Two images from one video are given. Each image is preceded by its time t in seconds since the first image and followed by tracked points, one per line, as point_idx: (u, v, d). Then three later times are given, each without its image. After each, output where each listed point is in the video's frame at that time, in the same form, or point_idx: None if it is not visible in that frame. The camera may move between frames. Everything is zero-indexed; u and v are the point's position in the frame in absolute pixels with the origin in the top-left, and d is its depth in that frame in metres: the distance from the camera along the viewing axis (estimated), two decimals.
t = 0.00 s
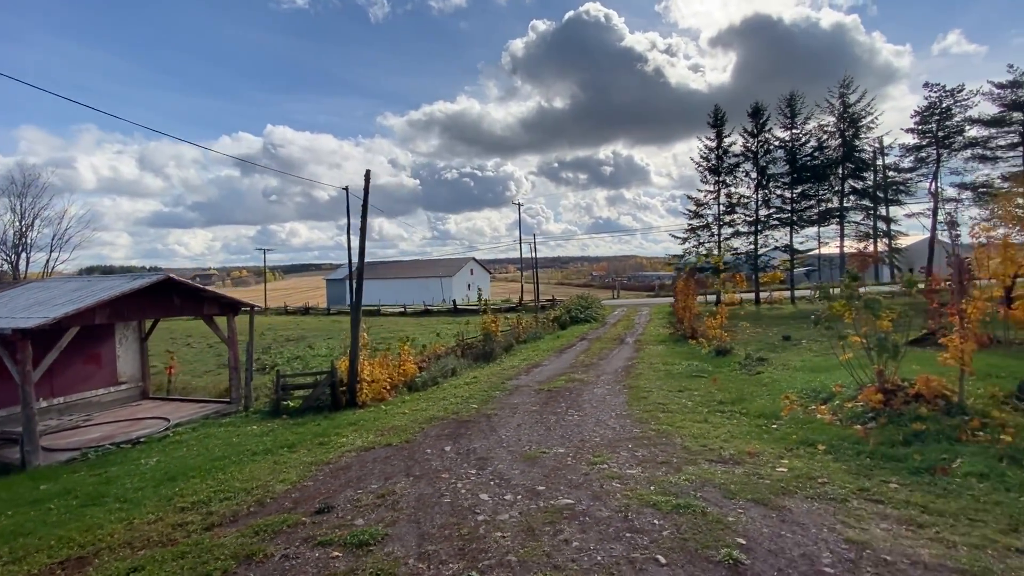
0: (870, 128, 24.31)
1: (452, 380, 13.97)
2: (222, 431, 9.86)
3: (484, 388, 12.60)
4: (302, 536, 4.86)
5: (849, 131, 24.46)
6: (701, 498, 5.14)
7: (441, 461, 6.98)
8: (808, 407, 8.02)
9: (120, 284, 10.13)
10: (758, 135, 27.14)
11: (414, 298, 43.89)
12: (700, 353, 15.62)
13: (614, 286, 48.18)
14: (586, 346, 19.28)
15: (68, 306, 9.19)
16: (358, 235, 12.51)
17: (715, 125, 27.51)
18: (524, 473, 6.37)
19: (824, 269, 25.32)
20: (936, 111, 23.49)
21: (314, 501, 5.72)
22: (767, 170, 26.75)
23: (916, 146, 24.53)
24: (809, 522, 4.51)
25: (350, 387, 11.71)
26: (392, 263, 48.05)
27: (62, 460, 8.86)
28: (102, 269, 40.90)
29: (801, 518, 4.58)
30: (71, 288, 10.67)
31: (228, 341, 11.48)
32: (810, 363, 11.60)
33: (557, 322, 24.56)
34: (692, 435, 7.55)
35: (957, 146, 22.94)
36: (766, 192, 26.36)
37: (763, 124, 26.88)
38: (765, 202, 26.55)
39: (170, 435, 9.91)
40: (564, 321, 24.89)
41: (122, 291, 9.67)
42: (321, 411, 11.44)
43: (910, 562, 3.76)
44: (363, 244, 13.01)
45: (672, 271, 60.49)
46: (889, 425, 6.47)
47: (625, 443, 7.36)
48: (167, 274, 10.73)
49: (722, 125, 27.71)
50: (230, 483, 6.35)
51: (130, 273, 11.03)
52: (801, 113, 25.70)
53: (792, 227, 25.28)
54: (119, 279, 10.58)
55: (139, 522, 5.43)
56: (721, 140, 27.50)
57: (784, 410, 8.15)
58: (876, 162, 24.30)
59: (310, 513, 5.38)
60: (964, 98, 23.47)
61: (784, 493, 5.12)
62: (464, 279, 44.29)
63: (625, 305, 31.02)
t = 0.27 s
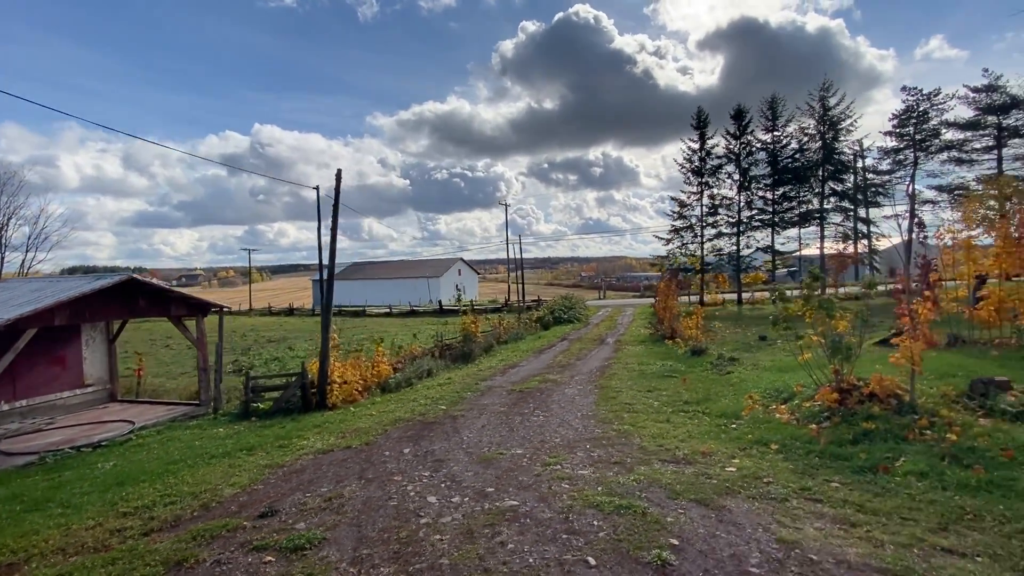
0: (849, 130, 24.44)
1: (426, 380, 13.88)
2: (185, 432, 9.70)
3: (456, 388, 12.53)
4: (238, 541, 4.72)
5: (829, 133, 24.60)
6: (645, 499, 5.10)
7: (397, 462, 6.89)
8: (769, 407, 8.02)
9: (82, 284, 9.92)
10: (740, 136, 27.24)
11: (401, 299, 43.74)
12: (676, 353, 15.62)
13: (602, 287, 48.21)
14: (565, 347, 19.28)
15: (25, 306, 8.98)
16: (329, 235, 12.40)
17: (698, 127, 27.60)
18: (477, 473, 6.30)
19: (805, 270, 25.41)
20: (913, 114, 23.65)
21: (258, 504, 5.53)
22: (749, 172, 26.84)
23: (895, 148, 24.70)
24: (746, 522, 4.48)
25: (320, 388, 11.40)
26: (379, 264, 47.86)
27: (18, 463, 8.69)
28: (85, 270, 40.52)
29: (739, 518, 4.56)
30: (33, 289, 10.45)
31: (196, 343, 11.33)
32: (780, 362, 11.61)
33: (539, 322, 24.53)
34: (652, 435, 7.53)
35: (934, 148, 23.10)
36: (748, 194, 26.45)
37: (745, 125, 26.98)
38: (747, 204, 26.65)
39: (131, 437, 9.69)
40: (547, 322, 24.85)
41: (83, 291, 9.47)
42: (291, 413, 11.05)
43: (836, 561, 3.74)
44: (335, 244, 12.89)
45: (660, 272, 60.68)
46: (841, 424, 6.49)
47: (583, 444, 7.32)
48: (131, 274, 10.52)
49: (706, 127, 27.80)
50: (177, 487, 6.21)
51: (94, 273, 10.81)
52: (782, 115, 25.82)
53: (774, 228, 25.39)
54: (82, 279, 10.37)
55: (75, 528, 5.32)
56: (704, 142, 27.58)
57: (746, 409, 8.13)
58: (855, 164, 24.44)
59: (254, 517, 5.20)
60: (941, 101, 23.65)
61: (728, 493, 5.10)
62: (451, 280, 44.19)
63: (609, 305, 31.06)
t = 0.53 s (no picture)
0: (825, 136, 24.68)
1: (397, 384, 13.78)
2: (143, 437, 9.54)
3: (424, 392, 12.45)
4: (167, 554, 4.63)
5: (805, 139, 24.82)
6: (586, 506, 5.07)
7: (348, 468, 6.80)
8: (726, 411, 8.02)
9: (37, 287, 9.70)
10: (719, 141, 27.40)
11: (384, 301, 43.54)
12: (649, 356, 15.64)
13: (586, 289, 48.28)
14: (542, 350, 19.27)
15: None
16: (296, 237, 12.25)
17: (678, 131, 27.73)
18: (426, 480, 6.24)
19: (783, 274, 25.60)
20: (886, 120, 23.94)
21: (197, 514, 5.46)
22: (728, 176, 27.01)
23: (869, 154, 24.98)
24: (680, 529, 4.46)
25: (286, 392, 11.27)
26: (362, 265, 47.59)
27: None
28: (63, 270, 39.99)
29: (675, 525, 4.54)
30: None
31: (159, 347, 11.16)
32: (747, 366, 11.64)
33: (519, 325, 24.49)
34: (608, 440, 7.50)
35: (907, 154, 23.38)
36: (727, 198, 26.62)
37: (724, 130, 27.16)
38: (726, 208, 26.81)
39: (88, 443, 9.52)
40: (527, 324, 24.83)
41: (37, 295, 9.26)
42: (257, 418, 10.93)
43: (758, 570, 3.74)
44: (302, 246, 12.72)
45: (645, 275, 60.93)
46: (792, 428, 6.49)
47: (538, 449, 7.28)
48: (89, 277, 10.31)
49: (685, 132, 27.94)
50: (118, 497, 6.08)
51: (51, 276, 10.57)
52: (760, 120, 26.02)
53: (751, 232, 25.57)
54: (38, 282, 10.14)
55: (5, 540, 5.20)
56: (683, 147, 27.72)
57: (705, 413, 8.12)
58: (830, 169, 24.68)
59: (189, 528, 5.10)
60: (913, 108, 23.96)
61: (668, 500, 5.09)
62: (435, 281, 44.04)
63: (591, 308, 31.11)
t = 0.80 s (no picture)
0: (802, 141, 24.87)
1: (368, 386, 13.64)
2: (99, 443, 9.35)
3: (392, 395, 12.32)
4: (90, 564, 4.51)
5: (782, 144, 25.00)
6: (526, 509, 5.00)
7: (298, 473, 6.69)
8: (686, 412, 8.00)
9: None
10: (699, 145, 27.54)
11: (368, 303, 43.30)
12: (623, 358, 15.61)
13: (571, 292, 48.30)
14: (519, 352, 19.19)
15: None
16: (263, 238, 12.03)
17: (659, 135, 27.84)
18: (375, 483, 6.14)
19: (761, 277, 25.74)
20: (861, 127, 24.16)
21: (131, 521, 5.34)
22: (707, 181, 27.15)
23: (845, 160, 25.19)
24: (615, 530, 4.42)
25: (251, 396, 11.11)
26: (347, 268, 47.31)
27: None
28: (39, 272, 39.32)
29: (611, 527, 4.49)
30: None
31: (120, 351, 10.96)
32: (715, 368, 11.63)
33: (499, 327, 24.41)
34: (565, 443, 7.44)
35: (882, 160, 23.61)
36: (706, 201, 26.75)
37: (704, 135, 27.30)
38: (705, 211, 26.94)
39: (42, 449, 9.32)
40: (507, 327, 24.75)
41: None
42: (222, 423, 10.74)
43: (682, 572, 3.70)
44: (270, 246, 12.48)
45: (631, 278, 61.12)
46: (744, 429, 6.46)
47: (494, 452, 7.19)
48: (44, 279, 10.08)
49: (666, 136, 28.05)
50: (54, 505, 5.93)
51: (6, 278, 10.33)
52: (739, 125, 26.17)
53: (730, 236, 25.71)
54: None
55: None
56: (664, 151, 27.84)
57: (666, 415, 8.08)
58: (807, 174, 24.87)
59: (119, 537, 4.98)
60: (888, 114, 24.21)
61: (609, 502, 5.03)
62: (419, 284, 43.86)
63: (573, 310, 31.10)
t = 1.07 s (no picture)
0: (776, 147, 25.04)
1: (336, 392, 13.45)
2: (49, 453, 9.10)
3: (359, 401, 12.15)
4: None
5: (758, 149, 25.16)
6: (463, 519, 4.89)
7: (242, 483, 6.52)
8: (644, 417, 7.94)
9: None
10: (677, 150, 27.65)
11: (350, 307, 42.97)
12: (597, 362, 15.55)
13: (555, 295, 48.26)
14: (495, 356, 19.07)
15: None
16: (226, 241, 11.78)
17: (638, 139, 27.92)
18: (318, 493, 6.00)
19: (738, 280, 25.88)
20: (833, 134, 24.39)
21: (56, 537, 5.16)
22: (685, 185, 27.26)
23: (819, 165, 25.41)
24: (547, 541, 4.31)
25: (211, 402, 10.89)
26: (328, 271, 46.92)
27: None
28: (10, 276, 38.49)
29: (545, 537, 4.39)
30: None
31: (75, 358, 10.70)
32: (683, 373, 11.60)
33: (478, 331, 24.29)
34: (520, 449, 7.33)
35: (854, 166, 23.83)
36: (684, 206, 26.85)
37: (682, 140, 27.42)
38: (684, 216, 27.03)
39: None
40: (486, 331, 24.64)
41: None
42: (180, 431, 10.51)
43: None
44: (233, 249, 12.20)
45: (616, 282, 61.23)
46: (696, 434, 6.39)
47: (447, 459, 7.07)
48: None
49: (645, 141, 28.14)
50: None
51: None
52: (716, 130, 26.32)
53: (708, 240, 25.82)
54: None
55: None
56: (642, 155, 27.92)
57: (625, 420, 8.01)
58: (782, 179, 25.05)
59: (39, 554, 4.80)
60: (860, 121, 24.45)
61: (549, 511, 4.93)
62: (401, 287, 43.59)
63: (554, 314, 31.07)
